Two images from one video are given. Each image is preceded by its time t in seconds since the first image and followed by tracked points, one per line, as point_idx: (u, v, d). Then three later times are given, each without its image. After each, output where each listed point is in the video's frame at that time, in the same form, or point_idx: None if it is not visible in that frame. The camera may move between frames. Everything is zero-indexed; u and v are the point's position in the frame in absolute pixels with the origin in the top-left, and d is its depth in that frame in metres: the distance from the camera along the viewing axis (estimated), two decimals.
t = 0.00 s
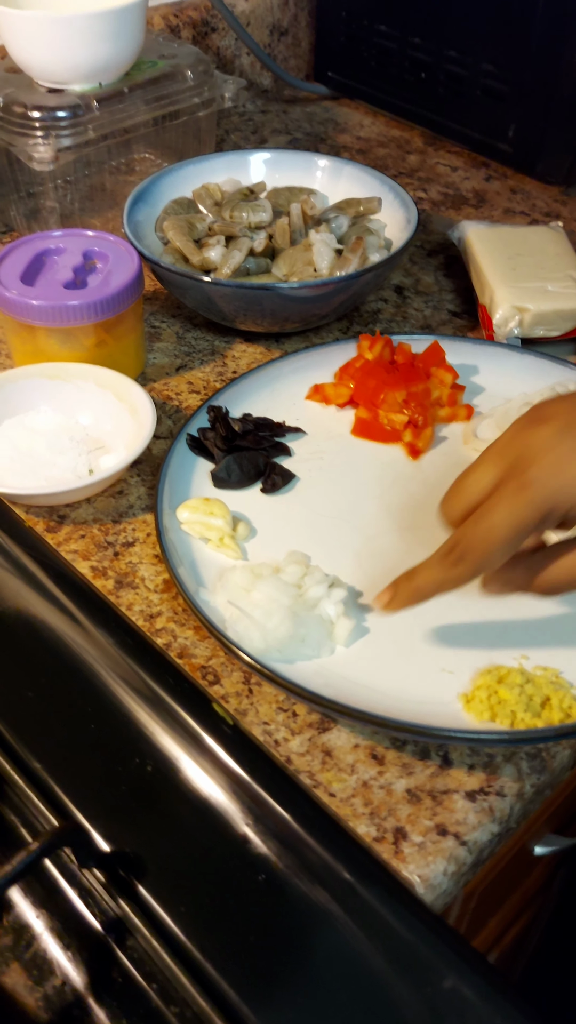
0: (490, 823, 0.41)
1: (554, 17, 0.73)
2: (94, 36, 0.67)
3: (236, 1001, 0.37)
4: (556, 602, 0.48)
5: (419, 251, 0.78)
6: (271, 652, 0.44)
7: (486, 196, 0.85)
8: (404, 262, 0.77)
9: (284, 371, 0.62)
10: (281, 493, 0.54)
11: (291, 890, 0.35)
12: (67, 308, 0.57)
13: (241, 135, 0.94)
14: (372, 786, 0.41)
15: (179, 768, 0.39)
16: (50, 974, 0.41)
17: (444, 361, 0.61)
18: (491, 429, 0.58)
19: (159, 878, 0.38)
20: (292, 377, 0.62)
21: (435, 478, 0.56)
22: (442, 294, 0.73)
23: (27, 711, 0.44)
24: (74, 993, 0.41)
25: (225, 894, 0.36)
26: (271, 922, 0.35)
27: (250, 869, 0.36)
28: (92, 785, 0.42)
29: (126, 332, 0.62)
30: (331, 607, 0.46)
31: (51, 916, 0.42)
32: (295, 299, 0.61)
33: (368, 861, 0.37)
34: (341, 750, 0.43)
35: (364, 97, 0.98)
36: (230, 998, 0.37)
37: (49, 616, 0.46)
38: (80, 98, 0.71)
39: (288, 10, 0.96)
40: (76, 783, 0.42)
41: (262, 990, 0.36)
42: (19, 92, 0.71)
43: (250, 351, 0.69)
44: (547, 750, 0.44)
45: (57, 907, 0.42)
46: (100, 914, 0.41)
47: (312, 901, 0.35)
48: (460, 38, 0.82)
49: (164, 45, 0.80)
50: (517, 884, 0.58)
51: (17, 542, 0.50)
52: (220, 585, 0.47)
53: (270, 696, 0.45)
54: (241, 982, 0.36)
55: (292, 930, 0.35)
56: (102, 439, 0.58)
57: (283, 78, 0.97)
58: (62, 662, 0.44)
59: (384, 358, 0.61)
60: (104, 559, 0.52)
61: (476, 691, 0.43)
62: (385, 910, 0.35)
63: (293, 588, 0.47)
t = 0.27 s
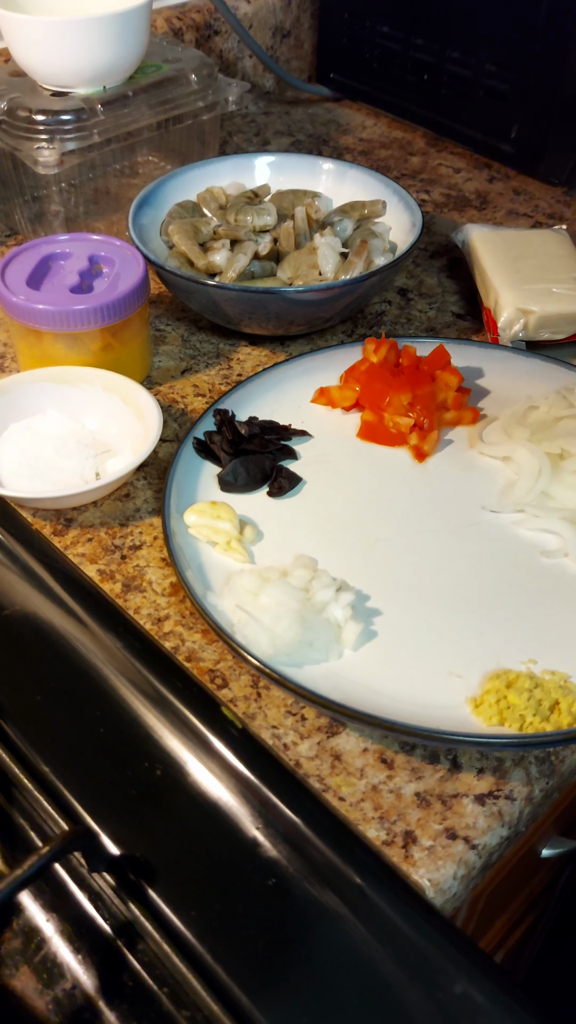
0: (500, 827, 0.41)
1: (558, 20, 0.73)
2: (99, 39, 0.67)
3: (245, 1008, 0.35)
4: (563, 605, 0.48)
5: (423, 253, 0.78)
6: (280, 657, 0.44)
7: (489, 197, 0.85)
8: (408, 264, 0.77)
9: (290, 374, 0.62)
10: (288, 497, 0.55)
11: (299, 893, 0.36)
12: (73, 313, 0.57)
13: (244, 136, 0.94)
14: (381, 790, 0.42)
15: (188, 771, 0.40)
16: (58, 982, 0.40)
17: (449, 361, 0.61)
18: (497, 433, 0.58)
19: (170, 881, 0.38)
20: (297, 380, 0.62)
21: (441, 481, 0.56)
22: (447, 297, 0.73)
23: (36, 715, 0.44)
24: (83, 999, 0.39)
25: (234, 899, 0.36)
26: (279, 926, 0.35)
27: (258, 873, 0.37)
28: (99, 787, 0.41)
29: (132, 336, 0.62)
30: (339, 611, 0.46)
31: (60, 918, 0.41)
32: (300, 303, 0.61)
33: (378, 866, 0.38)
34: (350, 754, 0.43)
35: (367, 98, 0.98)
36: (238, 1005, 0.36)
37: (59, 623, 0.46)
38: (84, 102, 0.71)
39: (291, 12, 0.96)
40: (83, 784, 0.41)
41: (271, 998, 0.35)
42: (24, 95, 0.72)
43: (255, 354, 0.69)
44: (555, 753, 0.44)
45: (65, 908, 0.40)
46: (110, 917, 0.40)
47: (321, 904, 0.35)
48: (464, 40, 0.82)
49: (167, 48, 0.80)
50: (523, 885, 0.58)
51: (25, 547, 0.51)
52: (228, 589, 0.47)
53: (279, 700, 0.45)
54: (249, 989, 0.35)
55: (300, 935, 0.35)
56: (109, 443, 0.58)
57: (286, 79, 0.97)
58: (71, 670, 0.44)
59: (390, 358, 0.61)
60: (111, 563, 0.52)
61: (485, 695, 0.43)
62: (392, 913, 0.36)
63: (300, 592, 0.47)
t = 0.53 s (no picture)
0: (505, 827, 0.41)
1: (560, 21, 0.73)
2: (101, 40, 0.68)
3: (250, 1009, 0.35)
4: (567, 605, 0.48)
5: (425, 254, 0.78)
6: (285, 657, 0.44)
7: (491, 198, 0.85)
8: (410, 264, 0.77)
9: (293, 374, 0.62)
10: (291, 497, 0.54)
11: (306, 893, 0.36)
12: (77, 313, 0.57)
13: (246, 137, 0.94)
14: (386, 790, 0.41)
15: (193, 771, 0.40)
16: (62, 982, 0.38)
17: (453, 363, 0.61)
18: (500, 433, 0.58)
19: (176, 879, 0.38)
20: (300, 380, 0.62)
21: (444, 482, 0.56)
22: (449, 297, 0.73)
23: (39, 713, 0.43)
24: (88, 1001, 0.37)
25: (239, 899, 0.37)
26: (285, 927, 0.36)
27: (264, 877, 0.37)
28: (104, 787, 0.41)
29: (135, 337, 0.62)
30: (343, 611, 0.46)
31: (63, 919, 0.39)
32: (303, 303, 0.61)
33: (383, 866, 0.38)
34: (355, 754, 0.43)
35: (368, 99, 0.98)
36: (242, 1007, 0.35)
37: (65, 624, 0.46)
38: (87, 103, 0.71)
39: (293, 13, 0.97)
40: (87, 782, 0.41)
41: (276, 998, 0.35)
42: (26, 96, 0.72)
43: (258, 354, 0.69)
44: (560, 753, 0.44)
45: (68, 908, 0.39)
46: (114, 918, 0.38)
47: (328, 903, 0.36)
48: (466, 41, 0.82)
49: (170, 49, 0.80)
50: (527, 887, 0.58)
51: (30, 548, 0.51)
52: (232, 590, 0.47)
53: (283, 700, 0.45)
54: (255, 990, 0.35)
55: (305, 934, 0.35)
56: (112, 444, 0.58)
57: (288, 80, 0.97)
58: (76, 670, 0.44)
59: (392, 360, 0.61)
60: (115, 564, 0.52)
61: (490, 695, 0.43)
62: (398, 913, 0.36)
63: (305, 592, 0.47)
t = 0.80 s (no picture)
0: (506, 828, 0.40)
1: (560, 18, 0.73)
2: (100, 38, 0.67)
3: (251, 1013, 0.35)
4: (568, 605, 0.48)
5: (425, 253, 0.78)
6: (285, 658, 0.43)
7: (492, 197, 0.85)
8: (410, 263, 0.77)
9: (292, 373, 0.62)
10: (291, 497, 0.54)
11: (305, 894, 0.36)
12: (75, 313, 0.57)
13: (245, 136, 0.94)
14: (386, 791, 0.41)
15: (190, 774, 0.40)
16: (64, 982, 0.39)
17: (453, 362, 0.60)
18: (501, 432, 0.58)
19: (176, 882, 0.38)
20: (300, 380, 0.62)
21: (444, 481, 0.56)
22: (450, 296, 0.73)
23: (39, 716, 0.44)
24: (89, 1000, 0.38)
25: (239, 900, 0.36)
26: (284, 929, 0.35)
27: (265, 877, 0.37)
28: (104, 788, 0.41)
29: (134, 336, 0.61)
30: (343, 611, 0.46)
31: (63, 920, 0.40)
32: (303, 302, 0.61)
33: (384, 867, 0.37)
34: (355, 755, 0.43)
35: (368, 98, 0.97)
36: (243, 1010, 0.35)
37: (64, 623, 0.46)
38: (86, 102, 0.71)
39: (292, 12, 0.96)
40: (88, 785, 0.41)
41: (276, 1001, 0.35)
42: (25, 95, 0.71)
43: (257, 354, 0.68)
44: (561, 754, 0.44)
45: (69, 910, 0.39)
46: (114, 921, 0.39)
47: (327, 906, 0.35)
48: (466, 39, 0.82)
49: (169, 48, 0.80)
50: (528, 888, 0.57)
51: (28, 548, 0.51)
52: (232, 590, 0.47)
53: (283, 701, 0.45)
54: (256, 992, 0.35)
55: (306, 936, 0.35)
56: (111, 443, 0.58)
57: (288, 79, 0.97)
58: (76, 670, 0.44)
59: (392, 359, 0.61)
60: (114, 564, 0.52)
61: (491, 696, 0.43)
62: (397, 913, 0.36)
63: (305, 592, 0.46)
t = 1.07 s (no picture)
0: (505, 836, 0.40)
1: (559, 23, 0.73)
2: (99, 42, 0.67)
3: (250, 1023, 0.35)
4: (568, 611, 0.48)
5: (424, 256, 0.78)
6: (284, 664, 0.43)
7: (491, 201, 0.85)
8: (409, 267, 0.77)
9: (291, 378, 0.61)
10: (290, 502, 0.54)
11: (304, 903, 0.36)
12: (73, 317, 0.56)
13: (244, 140, 0.94)
14: (385, 799, 0.41)
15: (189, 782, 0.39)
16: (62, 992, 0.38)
17: (452, 366, 0.60)
18: (500, 437, 0.58)
19: (174, 889, 0.38)
20: (299, 384, 0.62)
21: (444, 486, 0.55)
22: (449, 300, 0.73)
23: (39, 723, 0.44)
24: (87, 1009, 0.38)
25: (237, 907, 0.36)
26: (283, 938, 0.35)
27: (263, 883, 0.36)
28: (103, 795, 0.41)
29: (132, 340, 0.61)
30: (342, 617, 0.46)
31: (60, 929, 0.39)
32: (301, 307, 0.61)
33: (384, 875, 0.37)
34: (354, 761, 0.43)
35: (367, 101, 0.98)
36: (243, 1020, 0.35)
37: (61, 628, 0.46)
38: (84, 106, 0.70)
39: (291, 15, 0.96)
40: (87, 792, 0.41)
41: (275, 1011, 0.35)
42: (23, 99, 0.71)
43: (256, 358, 0.68)
44: (561, 761, 0.44)
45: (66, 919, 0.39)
46: (113, 928, 0.40)
47: (326, 914, 0.35)
48: (465, 43, 0.82)
49: (167, 51, 0.80)
50: (528, 893, 0.57)
51: (26, 553, 0.50)
52: (230, 596, 0.47)
53: (282, 707, 0.45)
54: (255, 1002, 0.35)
55: (305, 945, 0.35)
56: (109, 448, 0.58)
57: (286, 82, 0.97)
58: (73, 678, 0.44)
59: (391, 364, 0.61)
60: (112, 569, 0.52)
61: (490, 703, 0.43)
62: (397, 922, 0.35)
63: (303, 598, 0.46)
